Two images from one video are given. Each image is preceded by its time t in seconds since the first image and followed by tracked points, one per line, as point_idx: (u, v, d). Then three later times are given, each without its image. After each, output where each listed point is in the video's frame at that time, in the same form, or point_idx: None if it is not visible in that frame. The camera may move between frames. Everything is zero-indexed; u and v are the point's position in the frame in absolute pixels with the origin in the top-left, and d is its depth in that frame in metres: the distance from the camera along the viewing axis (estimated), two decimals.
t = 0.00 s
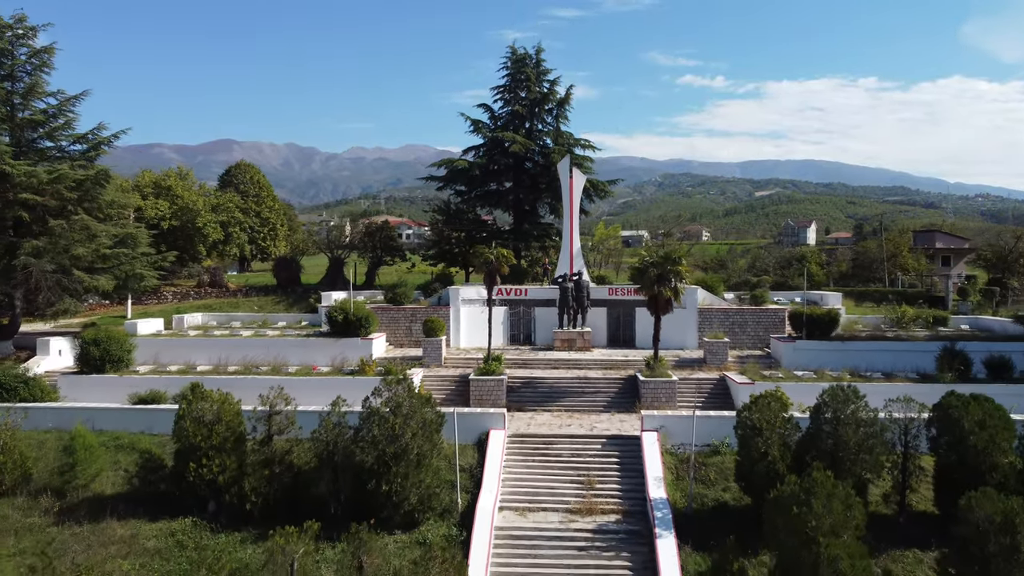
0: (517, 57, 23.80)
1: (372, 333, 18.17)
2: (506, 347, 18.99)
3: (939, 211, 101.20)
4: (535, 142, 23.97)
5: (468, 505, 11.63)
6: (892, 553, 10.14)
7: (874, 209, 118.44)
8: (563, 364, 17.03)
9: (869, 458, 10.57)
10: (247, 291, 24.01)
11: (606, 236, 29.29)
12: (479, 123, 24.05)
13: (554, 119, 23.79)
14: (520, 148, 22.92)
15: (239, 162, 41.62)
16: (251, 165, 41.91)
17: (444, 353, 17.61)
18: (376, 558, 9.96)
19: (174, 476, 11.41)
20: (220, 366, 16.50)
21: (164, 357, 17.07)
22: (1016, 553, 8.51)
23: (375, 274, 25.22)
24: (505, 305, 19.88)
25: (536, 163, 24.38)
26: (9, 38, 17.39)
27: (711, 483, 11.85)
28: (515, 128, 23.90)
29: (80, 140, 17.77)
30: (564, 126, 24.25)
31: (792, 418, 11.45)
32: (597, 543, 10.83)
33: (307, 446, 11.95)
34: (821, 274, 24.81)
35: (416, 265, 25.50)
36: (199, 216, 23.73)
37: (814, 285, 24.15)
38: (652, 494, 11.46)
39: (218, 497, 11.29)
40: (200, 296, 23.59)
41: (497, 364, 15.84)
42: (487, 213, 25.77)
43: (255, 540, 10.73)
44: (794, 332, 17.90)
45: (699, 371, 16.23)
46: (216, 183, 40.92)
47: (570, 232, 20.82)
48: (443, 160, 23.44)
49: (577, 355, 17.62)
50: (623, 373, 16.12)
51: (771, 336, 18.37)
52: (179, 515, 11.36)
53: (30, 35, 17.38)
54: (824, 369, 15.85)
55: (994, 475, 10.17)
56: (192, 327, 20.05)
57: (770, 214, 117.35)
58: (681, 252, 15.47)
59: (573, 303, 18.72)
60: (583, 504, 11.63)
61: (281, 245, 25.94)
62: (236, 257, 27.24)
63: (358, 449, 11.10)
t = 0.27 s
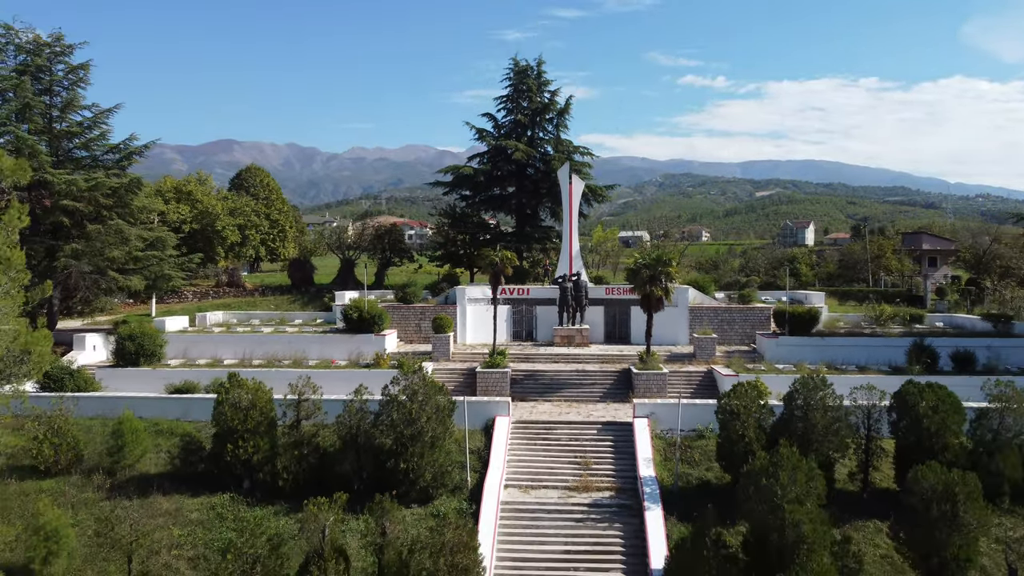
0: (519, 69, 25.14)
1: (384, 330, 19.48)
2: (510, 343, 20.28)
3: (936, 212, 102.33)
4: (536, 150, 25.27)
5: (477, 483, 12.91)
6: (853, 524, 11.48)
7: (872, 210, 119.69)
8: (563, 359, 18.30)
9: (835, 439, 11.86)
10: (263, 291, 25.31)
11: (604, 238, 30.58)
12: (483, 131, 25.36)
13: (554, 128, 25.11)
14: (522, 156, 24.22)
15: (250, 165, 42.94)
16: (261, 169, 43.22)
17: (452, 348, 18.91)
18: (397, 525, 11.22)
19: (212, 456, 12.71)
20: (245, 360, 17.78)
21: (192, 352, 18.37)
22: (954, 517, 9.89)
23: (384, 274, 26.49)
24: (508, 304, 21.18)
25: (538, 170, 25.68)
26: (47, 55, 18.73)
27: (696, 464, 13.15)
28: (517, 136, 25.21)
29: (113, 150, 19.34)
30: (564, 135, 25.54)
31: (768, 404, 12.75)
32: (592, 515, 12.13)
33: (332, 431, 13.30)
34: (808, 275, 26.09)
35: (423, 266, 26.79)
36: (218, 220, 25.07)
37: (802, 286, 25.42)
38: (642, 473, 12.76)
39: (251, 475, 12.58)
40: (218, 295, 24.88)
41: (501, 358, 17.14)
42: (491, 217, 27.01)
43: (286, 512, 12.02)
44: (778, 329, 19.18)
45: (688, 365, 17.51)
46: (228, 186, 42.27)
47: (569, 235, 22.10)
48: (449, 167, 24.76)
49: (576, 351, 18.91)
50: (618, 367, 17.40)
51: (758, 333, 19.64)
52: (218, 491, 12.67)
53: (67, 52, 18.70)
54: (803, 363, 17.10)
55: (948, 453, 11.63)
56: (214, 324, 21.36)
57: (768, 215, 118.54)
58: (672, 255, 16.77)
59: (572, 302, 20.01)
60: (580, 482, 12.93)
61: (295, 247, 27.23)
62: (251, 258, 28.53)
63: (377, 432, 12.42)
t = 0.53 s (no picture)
0: (521, 81, 26.54)
1: (395, 327, 20.84)
2: (513, 340, 21.62)
3: (931, 213, 103.45)
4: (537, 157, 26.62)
5: (484, 465, 14.23)
6: (823, 501, 12.85)
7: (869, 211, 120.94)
8: (562, 354, 19.65)
9: (807, 425, 13.17)
10: (278, 291, 26.66)
11: (603, 241, 31.91)
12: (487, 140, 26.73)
13: (554, 136, 26.47)
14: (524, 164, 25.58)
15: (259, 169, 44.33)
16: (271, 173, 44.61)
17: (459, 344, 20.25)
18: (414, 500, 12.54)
19: (245, 440, 14.04)
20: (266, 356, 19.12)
21: (218, 348, 19.68)
22: (907, 490, 11.31)
23: (393, 275, 27.82)
24: (511, 303, 22.52)
25: (539, 176, 27.03)
26: (81, 71, 20.11)
27: (683, 448, 14.49)
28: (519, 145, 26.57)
29: (142, 159, 20.74)
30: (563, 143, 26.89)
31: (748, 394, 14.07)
32: (589, 493, 13.47)
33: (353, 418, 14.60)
34: (796, 276, 27.39)
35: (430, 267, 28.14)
36: (235, 224, 26.51)
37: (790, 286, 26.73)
38: (634, 456, 14.10)
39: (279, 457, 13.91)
40: (236, 295, 26.22)
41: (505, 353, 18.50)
42: (495, 220, 28.30)
43: (313, 490, 13.31)
44: (764, 326, 20.49)
45: (679, 360, 18.83)
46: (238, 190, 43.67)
47: (569, 239, 23.42)
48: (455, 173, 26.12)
49: (574, 347, 20.24)
50: (614, 361, 18.73)
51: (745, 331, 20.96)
52: (250, 471, 14.00)
53: (99, 69, 20.08)
54: (785, 357, 18.38)
55: (908, 438, 12.86)
56: (234, 323, 22.71)
57: (767, 216, 119.82)
58: (663, 258, 18.12)
59: (571, 301, 21.35)
60: (578, 464, 14.26)
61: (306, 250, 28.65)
62: (264, 260, 29.90)
63: (395, 419, 13.75)
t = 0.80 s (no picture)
0: (524, 93, 28.07)
1: (406, 326, 22.31)
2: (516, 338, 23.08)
3: (927, 214, 104.88)
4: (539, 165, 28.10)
5: (491, 450, 15.70)
6: (795, 481, 14.30)
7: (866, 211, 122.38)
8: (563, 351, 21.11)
9: (782, 413, 14.63)
10: (293, 292, 28.12)
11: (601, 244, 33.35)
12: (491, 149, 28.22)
13: (555, 145, 27.94)
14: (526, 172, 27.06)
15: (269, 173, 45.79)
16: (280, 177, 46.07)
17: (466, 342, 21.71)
18: (429, 480, 14.01)
19: (275, 427, 15.51)
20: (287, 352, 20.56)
21: (242, 345, 21.12)
22: (866, 469, 12.98)
23: (401, 276, 29.26)
24: (514, 304, 23.99)
25: (540, 183, 28.51)
26: (114, 87, 21.59)
27: (671, 435, 15.97)
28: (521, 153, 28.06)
29: (171, 169, 22.22)
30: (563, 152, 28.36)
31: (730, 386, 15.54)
32: (586, 475, 14.96)
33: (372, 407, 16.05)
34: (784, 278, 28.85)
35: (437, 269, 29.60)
36: (252, 228, 28.02)
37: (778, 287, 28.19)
38: (627, 442, 15.58)
39: (304, 443, 15.41)
40: (253, 296, 27.68)
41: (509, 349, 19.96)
42: (498, 225, 29.73)
43: (338, 472, 14.78)
44: (751, 326, 21.93)
45: (671, 356, 20.29)
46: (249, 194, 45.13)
47: (568, 243, 24.87)
48: (461, 181, 27.61)
49: (574, 345, 21.70)
50: (610, 358, 20.19)
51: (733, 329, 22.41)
52: (279, 456, 15.46)
53: (131, 85, 21.57)
54: (769, 353, 19.78)
55: (873, 425, 14.41)
56: (254, 322, 24.16)
57: (765, 217, 121.09)
58: (655, 261, 19.58)
59: (570, 302, 22.83)
60: (576, 450, 15.74)
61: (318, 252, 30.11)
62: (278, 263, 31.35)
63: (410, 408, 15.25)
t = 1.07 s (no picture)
0: (525, 105, 30.14)
1: (416, 325, 23.80)
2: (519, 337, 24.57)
3: (922, 215, 106.38)
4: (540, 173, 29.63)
5: (497, 438, 17.19)
6: (773, 465, 15.80)
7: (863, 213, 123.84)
8: (563, 349, 22.60)
9: (762, 404, 16.11)
10: (307, 293, 29.61)
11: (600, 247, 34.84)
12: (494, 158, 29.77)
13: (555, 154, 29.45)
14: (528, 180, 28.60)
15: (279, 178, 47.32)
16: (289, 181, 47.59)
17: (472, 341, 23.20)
18: (441, 464, 15.50)
19: (300, 417, 17.00)
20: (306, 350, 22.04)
21: (264, 342, 22.59)
22: (834, 454, 14.49)
23: (409, 278, 30.72)
24: (517, 304, 25.48)
25: (542, 190, 30.03)
26: (144, 102, 23.11)
27: (662, 425, 17.47)
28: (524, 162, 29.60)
29: (197, 179, 23.76)
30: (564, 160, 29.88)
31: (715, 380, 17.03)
32: (584, 460, 16.47)
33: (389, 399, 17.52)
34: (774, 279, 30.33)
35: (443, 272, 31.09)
36: (269, 232, 29.51)
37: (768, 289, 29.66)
38: (621, 431, 17.08)
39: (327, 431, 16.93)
40: (269, 297, 29.16)
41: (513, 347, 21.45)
42: (502, 229, 31.21)
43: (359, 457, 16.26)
44: (739, 325, 23.41)
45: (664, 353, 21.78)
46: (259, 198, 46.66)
47: (568, 247, 26.35)
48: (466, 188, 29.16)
49: (573, 343, 23.18)
50: (607, 355, 21.68)
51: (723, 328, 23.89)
52: (304, 443, 16.95)
53: (160, 101, 23.09)
54: (754, 351, 21.15)
55: (844, 414, 15.87)
56: (272, 321, 25.62)
57: (763, 218, 122.51)
58: (649, 265, 21.08)
59: (570, 304, 24.40)
60: (575, 438, 17.23)
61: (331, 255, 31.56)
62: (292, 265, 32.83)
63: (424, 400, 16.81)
